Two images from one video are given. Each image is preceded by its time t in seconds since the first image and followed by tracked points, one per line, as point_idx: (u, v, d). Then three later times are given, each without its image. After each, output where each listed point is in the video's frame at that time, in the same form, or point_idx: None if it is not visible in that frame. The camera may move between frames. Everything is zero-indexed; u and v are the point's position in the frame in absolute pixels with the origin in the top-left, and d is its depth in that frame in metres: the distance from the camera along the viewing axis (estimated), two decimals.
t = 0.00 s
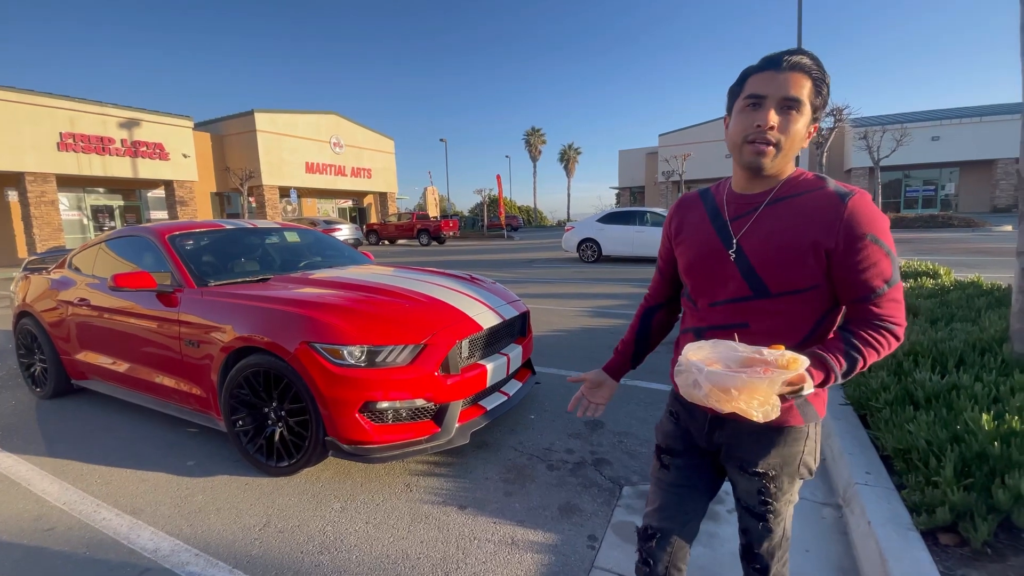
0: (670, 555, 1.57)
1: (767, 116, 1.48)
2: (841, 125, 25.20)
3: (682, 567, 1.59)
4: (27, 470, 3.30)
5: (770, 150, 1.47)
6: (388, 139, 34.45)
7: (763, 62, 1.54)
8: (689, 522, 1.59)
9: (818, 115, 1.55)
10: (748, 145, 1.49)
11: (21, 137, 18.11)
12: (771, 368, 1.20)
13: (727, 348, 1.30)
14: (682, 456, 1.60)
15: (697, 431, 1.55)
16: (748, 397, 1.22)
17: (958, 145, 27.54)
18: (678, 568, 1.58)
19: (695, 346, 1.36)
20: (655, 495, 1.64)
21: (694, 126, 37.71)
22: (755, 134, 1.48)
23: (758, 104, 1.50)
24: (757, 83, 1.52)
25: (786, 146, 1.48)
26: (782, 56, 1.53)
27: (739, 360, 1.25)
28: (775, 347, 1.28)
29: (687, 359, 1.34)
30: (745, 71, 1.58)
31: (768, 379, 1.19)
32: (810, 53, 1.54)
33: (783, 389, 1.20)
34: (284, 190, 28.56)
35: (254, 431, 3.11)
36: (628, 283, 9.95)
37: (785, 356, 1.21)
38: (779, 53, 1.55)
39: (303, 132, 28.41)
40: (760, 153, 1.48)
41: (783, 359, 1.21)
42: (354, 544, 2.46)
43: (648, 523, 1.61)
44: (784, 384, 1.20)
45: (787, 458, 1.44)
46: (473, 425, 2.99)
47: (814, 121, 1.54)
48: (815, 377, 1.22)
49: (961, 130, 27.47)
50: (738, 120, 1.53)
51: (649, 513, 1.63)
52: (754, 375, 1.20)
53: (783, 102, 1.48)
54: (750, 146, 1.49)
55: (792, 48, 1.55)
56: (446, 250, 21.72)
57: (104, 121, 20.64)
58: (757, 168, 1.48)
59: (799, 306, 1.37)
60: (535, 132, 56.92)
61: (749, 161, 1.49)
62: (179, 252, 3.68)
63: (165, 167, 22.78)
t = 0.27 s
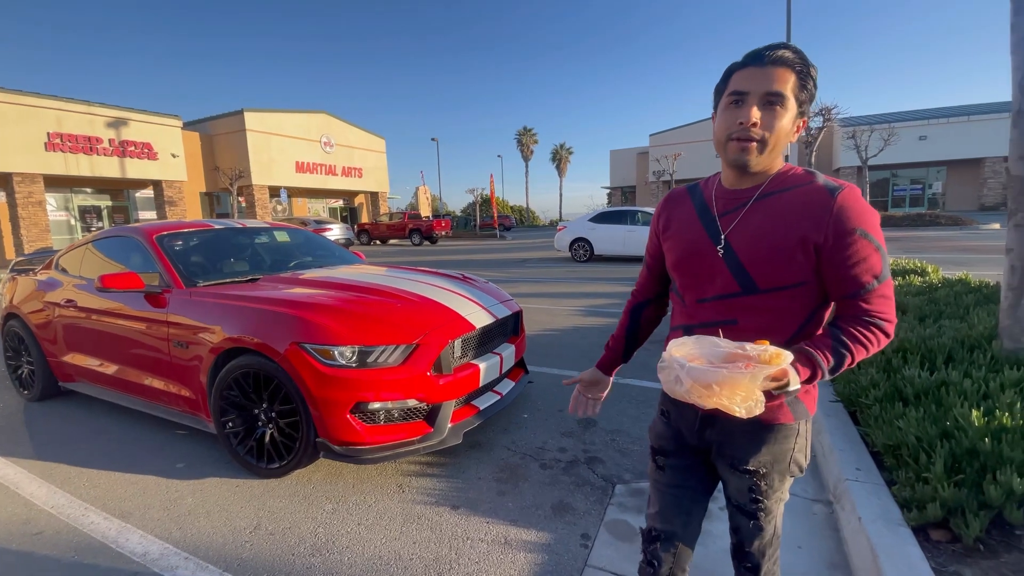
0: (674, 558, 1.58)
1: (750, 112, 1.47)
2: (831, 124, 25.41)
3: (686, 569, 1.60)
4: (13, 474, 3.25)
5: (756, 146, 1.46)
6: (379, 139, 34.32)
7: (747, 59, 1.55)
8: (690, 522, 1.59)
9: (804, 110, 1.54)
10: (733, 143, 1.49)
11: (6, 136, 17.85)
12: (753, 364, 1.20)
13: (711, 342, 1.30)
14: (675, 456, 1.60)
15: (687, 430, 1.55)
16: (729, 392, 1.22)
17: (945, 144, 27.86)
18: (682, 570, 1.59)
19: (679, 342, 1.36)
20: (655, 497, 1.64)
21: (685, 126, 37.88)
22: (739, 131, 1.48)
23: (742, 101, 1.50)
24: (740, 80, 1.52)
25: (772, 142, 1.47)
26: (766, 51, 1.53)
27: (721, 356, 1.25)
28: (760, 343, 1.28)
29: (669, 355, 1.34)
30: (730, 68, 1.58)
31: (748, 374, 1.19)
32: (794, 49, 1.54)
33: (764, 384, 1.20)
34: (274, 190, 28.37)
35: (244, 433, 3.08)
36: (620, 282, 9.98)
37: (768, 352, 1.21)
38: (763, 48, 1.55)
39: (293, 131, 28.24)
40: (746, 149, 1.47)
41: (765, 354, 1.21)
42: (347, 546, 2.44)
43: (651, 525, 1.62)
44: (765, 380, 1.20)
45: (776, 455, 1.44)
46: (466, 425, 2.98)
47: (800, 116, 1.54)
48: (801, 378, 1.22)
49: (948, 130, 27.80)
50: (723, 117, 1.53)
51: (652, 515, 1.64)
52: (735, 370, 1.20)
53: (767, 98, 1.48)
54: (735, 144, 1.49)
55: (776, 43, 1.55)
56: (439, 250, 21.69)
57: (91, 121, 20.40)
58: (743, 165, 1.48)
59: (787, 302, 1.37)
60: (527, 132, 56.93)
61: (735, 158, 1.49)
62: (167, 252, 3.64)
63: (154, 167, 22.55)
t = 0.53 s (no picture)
0: (665, 558, 1.58)
1: (739, 116, 1.48)
2: (821, 125, 25.62)
3: (676, 569, 1.61)
4: None
5: (745, 151, 1.48)
6: (372, 139, 34.22)
7: (731, 62, 1.55)
8: (681, 522, 1.60)
9: (790, 110, 1.56)
10: (723, 147, 1.50)
11: None
12: (745, 364, 1.21)
13: (702, 344, 1.31)
14: (667, 457, 1.61)
15: (679, 431, 1.56)
16: (721, 393, 1.23)
17: (934, 144, 28.15)
18: (673, 570, 1.60)
19: (671, 343, 1.37)
20: (646, 497, 1.65)
21: (677, 126, 38.04)
22: (728, 136, 1.49)
23: (729, 105, 1.51)
24: (727, 83, 1.53)
25: (760, 145, 1.49)
26: (750, 54, 1.54)
27: (713, 357, 1.26)
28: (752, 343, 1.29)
29: (662, 356, 1.35)
30: (714, 71, 1.59)
31: (739, 375, 1.19)
32: (777, 50, 1.55)
33: (755, 384, 1.20)
34: (266, 191, 28.21)
35: (235, 436, 3.06)
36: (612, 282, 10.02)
37: (759, 352, 1.22)
38: (746, 51, 1.56)
39: (285, 132, 28.09)
40: (736, 154, 1.48)
41: (757, 355, 1.22)
42: (339, 549, 2.44)
43: (642, 525, 1.63)
44: (756, 380, 1.20)
45: (767, 455, 1.45)
46: (458, 426, 2.98)
47: (786, 116, 1.55)
48: (791, 375, 1.23)
49: (936, 130, 28.10)
50: (711, 122, 1.54)
51: (643, 515, 1.64)
52: (726, 370, 1.21)
53: (753, 101, 1.49)
54: (725, 148, 1.50)
55: (759, 46, 1.56)
56: (432, 251, 21.68)
57: (80, 121, 20.21)
58: (733, 169, 1.49)
59: (777, 303, 1.39)
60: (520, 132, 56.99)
61: (725, 163, 1.50)
62: (157, 255, 3.61)
63: (143, 168, 22.36)
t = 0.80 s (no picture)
0: (656, 560, 1.59)
1: (723, 121, 1.48)
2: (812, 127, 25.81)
3: (668, 570, 1.61)
4: None
5: (732, 155, 1.48)
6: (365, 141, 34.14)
7: (716, 66, 1.56)
8: (673, 525, 1.60)
9: (779, 111, 1.55)
10: (710, 152, 1.50)
11: None
12: (743, 367, 1.21)
13: (699, 347, 1.31)
14: (660, 459, 1.60)
15: (673, 434, 1.55)
16: (721, 396, 1.23)
17: (923, 147, 28.43)
18: (663, 572, 1.60)
19: (668, 346, 1.36)
20: (638, 500, 1.64)
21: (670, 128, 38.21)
22: (715, 140, 1.49)
23: (715, 109, 1.51)
24: (712, 88, 1.53)
25: (747, 148, 1.49)
26: (735, 57, 1.55)
27: (711, 359, 1.26)
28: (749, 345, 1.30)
29: (659, 359, 1.34)
30: (701, 76, 1.59)
31: (740, 377, 1.20)
32: (763, 52, 1.55)
33: (754, 387, 1.21)
34: (258, 193, 28.07)
35: (224, 440, 3.03)
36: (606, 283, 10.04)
37: (757, 355, 1.22)
38: (731, 54, 1.57)
39: (277, 133, 27.97)
40: (723, 159, 1.49)
41: (754, 357, 1.22)
42: (330, 554, 2.41)
43: (633, 528, 1.62)
44: (755, 383, 1.21)
45: (761, 457, 1.45)
46: (451, 429, 2.96)
47: (775, 117, 1.55)
48: (787, 375, 1.25)
49: (925, 132, 28.39)
50: (698, 127, 1.55)
51: (635, 518, 1.64)
52: (726, 373, 1.21)
53: (739, 105, 1.49)
54: (712, 153, 1.50)
55: (744, 48, 1.56)
56: (426, 253, 21.63)
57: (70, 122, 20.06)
58: (722, 172, 1.49)
59: (772, 304, 1.39)
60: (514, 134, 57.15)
61: (712, 167, 1.50)
62: (146, 257, 3.57)
63: (134, 169, 22.20)
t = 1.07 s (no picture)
0: (654, 561, 1.57)
1: (730, 126, 1.49)
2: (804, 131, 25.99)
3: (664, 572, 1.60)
4: None
5: (736, 159, 1.48)
6: (359, 143, 34.09)
7: (726, 68, 1.56)
8: (670, 525, 1.60)
9: (784, 118, 1.57)
10: (713, 155, 1.50)
11: None
12: (765, 372, 1.22)
13: (715, 352, 1.29)
14: (659, 460, 1.59)
15: (673, 434, 1.55)
16: (744, 402, 1.23)
17: (914, 150, 28.68)
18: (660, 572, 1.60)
19: (682, 351, 1.33)
20: (636, 501, 1.63)
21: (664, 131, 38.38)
22: (720, 144, 1.50)
23: (722, 113, 1.52)
24: (721, 91, 1.53)
25: (751, 154, 1.49)
26: (747, 60, 1.55)
27: (731, 365, 1.25)
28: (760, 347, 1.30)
29: (677, 366, 1.30)
30: (710, 78, 1.59)
31: (763, 383, 1.20)
32: (773, 57, 1.55)
33: (775, 391, 1.22)
34: (252, 194, 27.95)
35: (218, 443, 3.01)
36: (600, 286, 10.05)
37: (774, 359, 1.23)
38: (742, 57, 1.56)
39: (271, 135, 27.88)
40: (727, 162, 1.48)
41: (773, 362, 1.23)
42: (323, 557, 2.39)
43: (630, 529, 1.61)
44: (775, 387, 1.22)
45: (760, 455, 1.46)
46: (446, 431, 2.95)
47: (780, 124, 1.56)
48: (797, 374, 1.25)
49: (916, 136, 28.64)
50: (704, 129, 1.55)
51: (632, 519, 1.63)
52: (751, 380, 1.20)
53: (746, 110, 1.50)
54: (715, 155, 1.50)
55: (755, 52, 1.56)
56: (420, 255, 21.60)
57: (61, 123, 19.93)
58: (724, 176, 1.50)
59: (775, 305, 1.40)
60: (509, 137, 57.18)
61: (716, 169, 1.50)
62: (139, 259, 3.55)
63: (126, 171, 22.05)
